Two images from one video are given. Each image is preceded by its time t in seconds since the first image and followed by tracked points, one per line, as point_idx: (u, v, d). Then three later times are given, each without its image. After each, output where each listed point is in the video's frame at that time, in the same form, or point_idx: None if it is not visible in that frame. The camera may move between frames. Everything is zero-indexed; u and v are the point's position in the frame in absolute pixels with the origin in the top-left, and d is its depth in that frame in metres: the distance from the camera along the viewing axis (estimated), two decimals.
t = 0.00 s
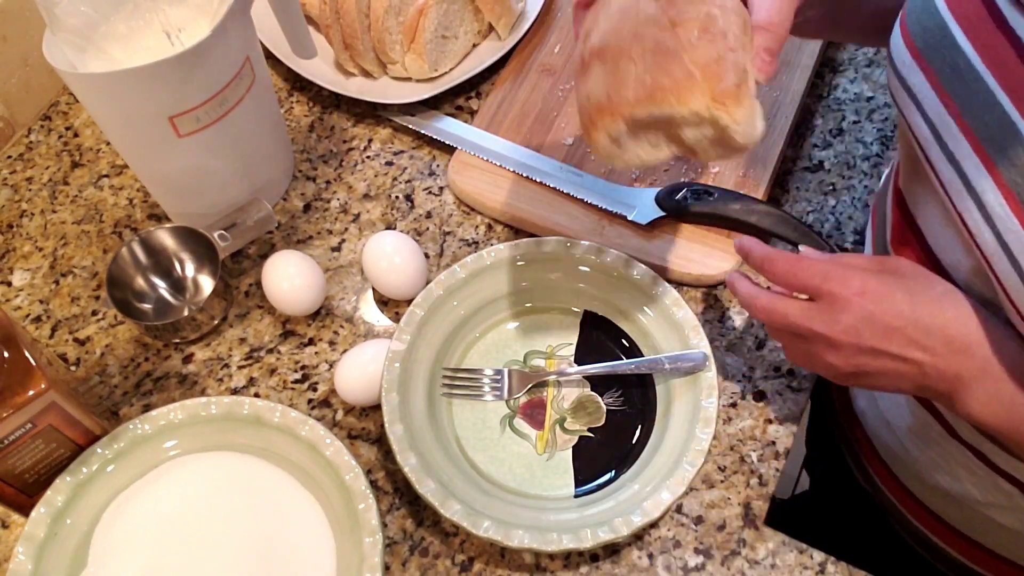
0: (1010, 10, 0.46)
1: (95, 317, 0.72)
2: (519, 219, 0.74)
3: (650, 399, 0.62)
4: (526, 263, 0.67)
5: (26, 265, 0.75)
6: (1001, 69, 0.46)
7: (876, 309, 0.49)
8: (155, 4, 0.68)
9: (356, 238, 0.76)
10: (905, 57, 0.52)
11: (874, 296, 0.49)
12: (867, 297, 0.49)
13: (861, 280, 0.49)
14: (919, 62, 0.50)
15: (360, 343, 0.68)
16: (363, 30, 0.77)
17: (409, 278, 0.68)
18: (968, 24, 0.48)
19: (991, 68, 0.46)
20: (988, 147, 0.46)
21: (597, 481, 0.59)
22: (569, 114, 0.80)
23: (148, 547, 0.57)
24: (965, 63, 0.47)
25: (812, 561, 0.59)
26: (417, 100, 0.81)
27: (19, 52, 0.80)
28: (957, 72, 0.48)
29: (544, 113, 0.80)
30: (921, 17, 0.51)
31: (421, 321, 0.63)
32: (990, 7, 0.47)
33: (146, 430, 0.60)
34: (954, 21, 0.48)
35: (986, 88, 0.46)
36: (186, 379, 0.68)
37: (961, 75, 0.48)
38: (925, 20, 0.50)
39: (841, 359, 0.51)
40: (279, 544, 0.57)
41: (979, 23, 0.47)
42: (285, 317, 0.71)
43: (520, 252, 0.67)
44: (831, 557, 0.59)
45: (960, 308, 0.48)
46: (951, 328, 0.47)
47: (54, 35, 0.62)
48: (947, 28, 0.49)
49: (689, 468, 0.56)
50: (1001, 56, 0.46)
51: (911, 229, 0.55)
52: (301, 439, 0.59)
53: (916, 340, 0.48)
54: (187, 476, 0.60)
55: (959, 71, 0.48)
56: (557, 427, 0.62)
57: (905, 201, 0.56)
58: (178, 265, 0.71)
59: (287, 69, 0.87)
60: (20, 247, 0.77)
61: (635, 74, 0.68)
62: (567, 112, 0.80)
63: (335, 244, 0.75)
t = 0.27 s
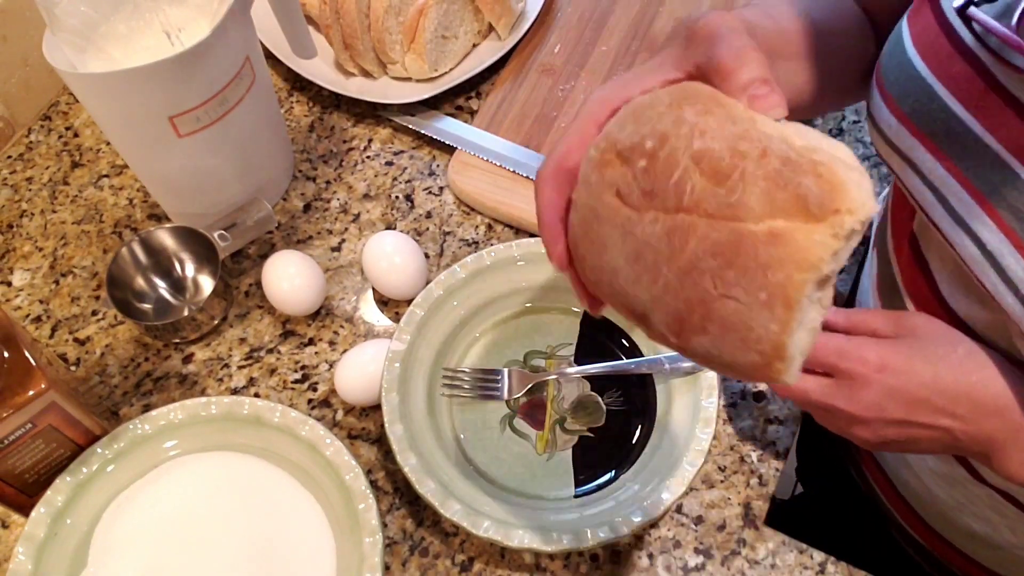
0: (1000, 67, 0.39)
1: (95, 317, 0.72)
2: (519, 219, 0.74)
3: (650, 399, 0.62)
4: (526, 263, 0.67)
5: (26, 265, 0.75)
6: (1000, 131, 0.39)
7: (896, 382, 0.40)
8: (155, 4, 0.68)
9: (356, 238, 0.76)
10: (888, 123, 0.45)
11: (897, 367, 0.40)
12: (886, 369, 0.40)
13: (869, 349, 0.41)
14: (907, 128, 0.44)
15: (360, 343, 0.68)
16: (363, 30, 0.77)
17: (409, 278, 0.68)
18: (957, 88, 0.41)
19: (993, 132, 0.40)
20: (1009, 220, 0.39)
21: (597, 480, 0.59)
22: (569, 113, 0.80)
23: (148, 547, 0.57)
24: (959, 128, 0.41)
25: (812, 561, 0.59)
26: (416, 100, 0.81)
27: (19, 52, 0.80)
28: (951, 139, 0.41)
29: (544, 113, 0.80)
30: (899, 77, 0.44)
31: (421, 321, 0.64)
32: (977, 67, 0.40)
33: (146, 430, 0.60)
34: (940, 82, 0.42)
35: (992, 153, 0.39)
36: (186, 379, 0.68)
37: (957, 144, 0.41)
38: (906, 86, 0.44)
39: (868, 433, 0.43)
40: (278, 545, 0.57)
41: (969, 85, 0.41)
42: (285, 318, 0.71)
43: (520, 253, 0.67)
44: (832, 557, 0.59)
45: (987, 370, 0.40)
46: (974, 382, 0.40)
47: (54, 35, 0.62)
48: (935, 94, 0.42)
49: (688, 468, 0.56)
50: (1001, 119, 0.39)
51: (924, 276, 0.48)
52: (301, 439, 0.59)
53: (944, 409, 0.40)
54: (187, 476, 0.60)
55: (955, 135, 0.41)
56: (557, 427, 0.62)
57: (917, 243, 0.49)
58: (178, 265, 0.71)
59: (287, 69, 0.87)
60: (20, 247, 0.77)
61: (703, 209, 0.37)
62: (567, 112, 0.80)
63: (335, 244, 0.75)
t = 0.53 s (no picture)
0: (973, 94, 0.41)
1: (95, 317, 0.72)
2: (519, 219, 0.74)
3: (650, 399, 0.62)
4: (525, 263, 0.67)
5: (26, 265, 0.75)
6: (979, 154, 0.42)
7: (891, 400, 0.40)
8: (156, 4, 0.68)
9: (356, 238, 0.76)
10: (874, 148, 0.48)
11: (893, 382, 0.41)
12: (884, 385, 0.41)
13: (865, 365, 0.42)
14: (891, 153, 0.47)
15: (360, 343, 0.68)
16: (363, 30, 0.77)
17: (409, 278, 0.68)
18: (935, 113, 0.44)
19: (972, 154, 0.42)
20: (993, 237, 0.41)
21: (598, 480, 0.59)
22: (569, 114, 0.80)
23: (149, 548, 0.57)
24: (940, 152, 0.43)
25: (812, 561, 0.59)
26: (416, 100, 0.81)
27: (19, 52, 0.80)
28: (933, 163, 0.44)
29: (544, 113, 0.80)
30: (882, 103, 0.47)
31: (421, 321, 0.64)
32: (954, 91, 0.43)
33: (147, 430, 0.60)
34: (918, 109, 0.45)
35: (973, 176, 0.42)
36: (186, 379, 0.68)
37: (940, 165, 0.44)
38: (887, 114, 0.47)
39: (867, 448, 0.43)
40: (279, 546, 0.57)
41: (948, 109, 0.43)
42: (285, 318, 0.71)
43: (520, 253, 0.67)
44: (831, 556, 0.59)
45: (982, 388, 0.42)
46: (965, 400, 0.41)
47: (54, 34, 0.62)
48: (914, 121, 0.45)
49: (688, 468, 0.56)
50: (978, 141, 0.42)
51: (917, 293, 0.50)
52: (301, 439, 0.59)
53: (940, 425, 0.41)
54: (187, 476, 0.60)
55: (937, 160, 0.44)
56: (557, 428, 0.62)
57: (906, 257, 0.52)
58: (178, 265, 0.71)
59: (287, 69, 0.87)
60: (20, 247, 0.77)
61: (741, 277, 0.33)
62: (567, 112, 0.80)
63: (335, 244, 0.75)
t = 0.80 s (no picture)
0: (956, 105, 0.41)
1: (95, 317, 0.72)
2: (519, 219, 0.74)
3: (650, 398, 0.63)
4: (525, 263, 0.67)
5: (26, 265, 0.75)
6: (966, 165, 0.41)
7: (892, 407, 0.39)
8: (156, 4, 0.68)
9: (356, 238, 0.76)
10: (860, 164, 0.48)
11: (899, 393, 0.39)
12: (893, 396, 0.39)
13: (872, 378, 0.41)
14: (877, 169, 0.46)
15: (360, 343, 0.68)
16: (363, 30, 0.77)
17: (410, 278, 0.68)
18: (919, 127, 0.43)
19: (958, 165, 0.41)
20: (983, 249, 0.41)
21: (598, 480, 0.59)
22: (569, 113, 0.80)
23: (148, 547, 0.57)
24: (927, 166, 0.43)
25: (812, 561, 0.59)
26: (416, 100, 0.81)
27: (19, 52, 0.80)
28: (919, 176, 0.43)
29: (544, 113, 0.80)
30: (864, 120, 0.47)
31: (421, 321, 0.64)
32: (937, 105, 0.42)
33: (146, 430, 0.60)
34: (901, 122, 0.44)
35: (962, 187, 0.41)
36: (185, 379, 0.68)
37: (926, 178, 0.43)
38: (870, 128, 0.46)
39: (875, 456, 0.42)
40: (278, 545, 0.57)
41: (931, 123, 0.43)
42: (285, 318, 0.71)
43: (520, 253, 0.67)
44: (831, 557, 0.59)
45: (981, 397, 0.41)
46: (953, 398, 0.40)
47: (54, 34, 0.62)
48: (897, 135, 0.44)
49: (688, 468, 0.56)
50: (964, 152, 0.41)
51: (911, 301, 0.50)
52: (301, 439, 0.59)
53: (940, 434, 0.40)
54: (187, 476, 0.60)
55: (923, 173, 0.43)
56: (557, 427, 0.62)
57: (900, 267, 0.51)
58: (178, 265, 0.71)
59: (287, 69, 0.87)
60: (20, 247, 0.77)
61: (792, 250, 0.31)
62: (567, 112, 0.80)
63: (335, 244, 0.75)
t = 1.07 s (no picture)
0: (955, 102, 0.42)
1: (95, 317, 0.72)
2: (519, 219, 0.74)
3: (650, 399, 0.63)
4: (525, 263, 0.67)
5: (26, 265, 0.75)
6: (965, 161, 0.41)
7: (889, 398, 0.44)
8: (156, 4, 0.68)
9: (356, 238, 0.76)
10: (860, 160, 0.48)
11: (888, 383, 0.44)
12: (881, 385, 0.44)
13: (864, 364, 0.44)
14: (878, 166, 0.46)
15: (360, 343, 0.68)
16: (363, 30, 0.78)
17: (409, 279, 0.68)
18: (918, 123, 0.44)
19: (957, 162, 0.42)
20: (983, 243, 0.41)
21: (598, 480, 0.59)
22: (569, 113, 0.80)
23: (149, 547, 0.57)
24: (927, 162, 0.43)
25: (812, 561, 0.59)
26: (416, 100, 0.81)
27: (19, 52, 0.80)
28: (918, 172, 0.44)
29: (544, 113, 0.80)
30: (863, 116, 0.47)
31: (421, 321, 0.64)
32: (937, 102, 0.43)
33: (146, 430, 0.60)
34: (900, 119, 0.45)
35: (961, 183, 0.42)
36: (186, 379, 0.68)
37: (925, 176, 0.44)
38: (869, 125, 0.47)
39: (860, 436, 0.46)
40: (278, 545, 0.57)
41: (930, 119, 0.43)
42: (285, 318, 0.71)
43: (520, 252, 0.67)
44: (831, 557, 0.59)
45: (981, 389, 0.44)
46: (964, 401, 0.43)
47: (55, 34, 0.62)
48: (896, 131, 0.45)
49: (688, 468, 0.56)
50: (962, 147, 0.42)
51: (911, 297, 0.51)
52: (301, 439, 0.59)
53: (932, 422, 0.44)
54: (187, 476, 0.60)
55: (921, 169, 0.44)
56: (557, 427, 0.62)
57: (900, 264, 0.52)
58: (178, 265, 0.71)
59: (287, 69, 0.87)
60: (20, 247, 0.77)
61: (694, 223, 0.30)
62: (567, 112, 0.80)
63: (335, 244, 0.75)
